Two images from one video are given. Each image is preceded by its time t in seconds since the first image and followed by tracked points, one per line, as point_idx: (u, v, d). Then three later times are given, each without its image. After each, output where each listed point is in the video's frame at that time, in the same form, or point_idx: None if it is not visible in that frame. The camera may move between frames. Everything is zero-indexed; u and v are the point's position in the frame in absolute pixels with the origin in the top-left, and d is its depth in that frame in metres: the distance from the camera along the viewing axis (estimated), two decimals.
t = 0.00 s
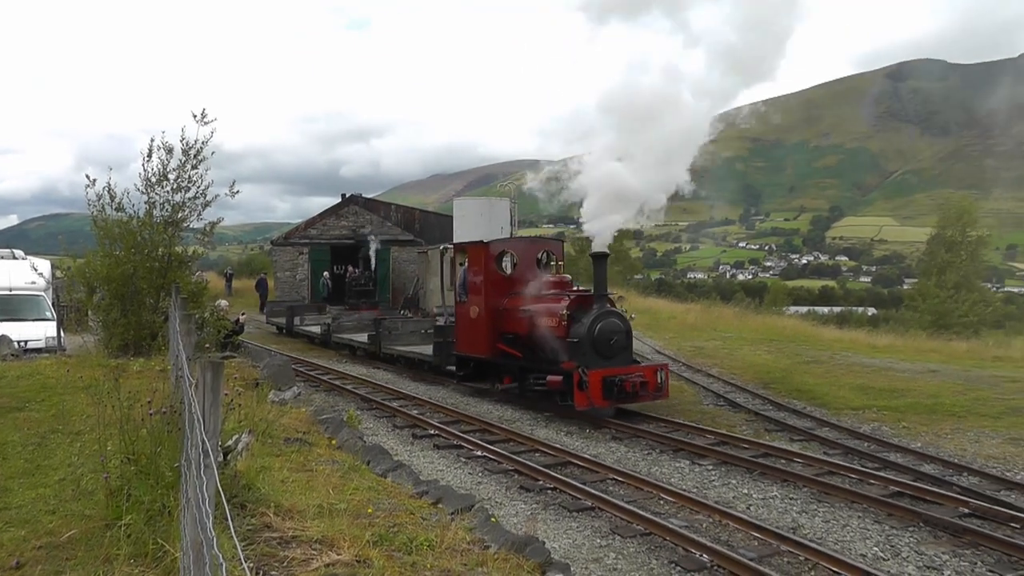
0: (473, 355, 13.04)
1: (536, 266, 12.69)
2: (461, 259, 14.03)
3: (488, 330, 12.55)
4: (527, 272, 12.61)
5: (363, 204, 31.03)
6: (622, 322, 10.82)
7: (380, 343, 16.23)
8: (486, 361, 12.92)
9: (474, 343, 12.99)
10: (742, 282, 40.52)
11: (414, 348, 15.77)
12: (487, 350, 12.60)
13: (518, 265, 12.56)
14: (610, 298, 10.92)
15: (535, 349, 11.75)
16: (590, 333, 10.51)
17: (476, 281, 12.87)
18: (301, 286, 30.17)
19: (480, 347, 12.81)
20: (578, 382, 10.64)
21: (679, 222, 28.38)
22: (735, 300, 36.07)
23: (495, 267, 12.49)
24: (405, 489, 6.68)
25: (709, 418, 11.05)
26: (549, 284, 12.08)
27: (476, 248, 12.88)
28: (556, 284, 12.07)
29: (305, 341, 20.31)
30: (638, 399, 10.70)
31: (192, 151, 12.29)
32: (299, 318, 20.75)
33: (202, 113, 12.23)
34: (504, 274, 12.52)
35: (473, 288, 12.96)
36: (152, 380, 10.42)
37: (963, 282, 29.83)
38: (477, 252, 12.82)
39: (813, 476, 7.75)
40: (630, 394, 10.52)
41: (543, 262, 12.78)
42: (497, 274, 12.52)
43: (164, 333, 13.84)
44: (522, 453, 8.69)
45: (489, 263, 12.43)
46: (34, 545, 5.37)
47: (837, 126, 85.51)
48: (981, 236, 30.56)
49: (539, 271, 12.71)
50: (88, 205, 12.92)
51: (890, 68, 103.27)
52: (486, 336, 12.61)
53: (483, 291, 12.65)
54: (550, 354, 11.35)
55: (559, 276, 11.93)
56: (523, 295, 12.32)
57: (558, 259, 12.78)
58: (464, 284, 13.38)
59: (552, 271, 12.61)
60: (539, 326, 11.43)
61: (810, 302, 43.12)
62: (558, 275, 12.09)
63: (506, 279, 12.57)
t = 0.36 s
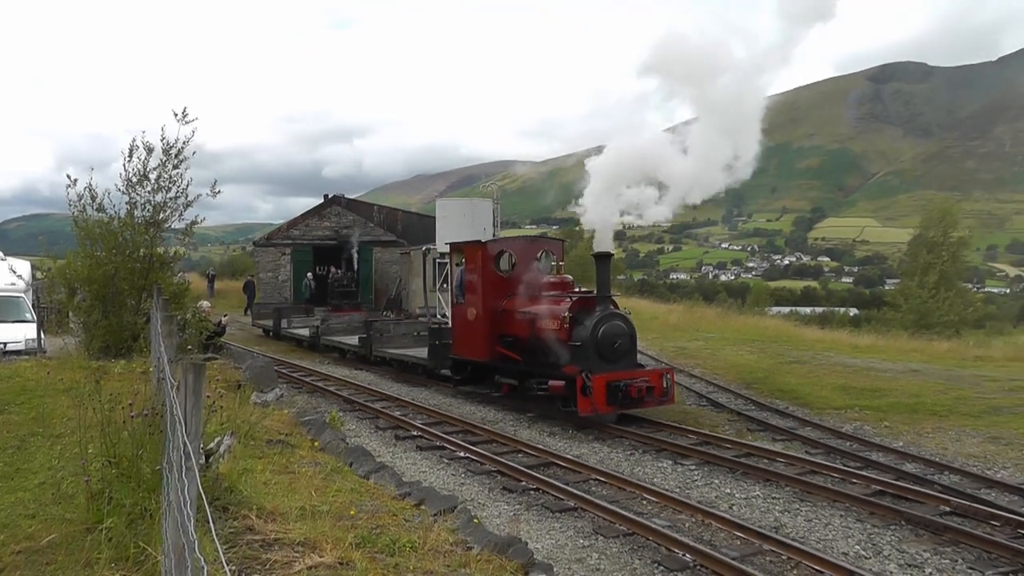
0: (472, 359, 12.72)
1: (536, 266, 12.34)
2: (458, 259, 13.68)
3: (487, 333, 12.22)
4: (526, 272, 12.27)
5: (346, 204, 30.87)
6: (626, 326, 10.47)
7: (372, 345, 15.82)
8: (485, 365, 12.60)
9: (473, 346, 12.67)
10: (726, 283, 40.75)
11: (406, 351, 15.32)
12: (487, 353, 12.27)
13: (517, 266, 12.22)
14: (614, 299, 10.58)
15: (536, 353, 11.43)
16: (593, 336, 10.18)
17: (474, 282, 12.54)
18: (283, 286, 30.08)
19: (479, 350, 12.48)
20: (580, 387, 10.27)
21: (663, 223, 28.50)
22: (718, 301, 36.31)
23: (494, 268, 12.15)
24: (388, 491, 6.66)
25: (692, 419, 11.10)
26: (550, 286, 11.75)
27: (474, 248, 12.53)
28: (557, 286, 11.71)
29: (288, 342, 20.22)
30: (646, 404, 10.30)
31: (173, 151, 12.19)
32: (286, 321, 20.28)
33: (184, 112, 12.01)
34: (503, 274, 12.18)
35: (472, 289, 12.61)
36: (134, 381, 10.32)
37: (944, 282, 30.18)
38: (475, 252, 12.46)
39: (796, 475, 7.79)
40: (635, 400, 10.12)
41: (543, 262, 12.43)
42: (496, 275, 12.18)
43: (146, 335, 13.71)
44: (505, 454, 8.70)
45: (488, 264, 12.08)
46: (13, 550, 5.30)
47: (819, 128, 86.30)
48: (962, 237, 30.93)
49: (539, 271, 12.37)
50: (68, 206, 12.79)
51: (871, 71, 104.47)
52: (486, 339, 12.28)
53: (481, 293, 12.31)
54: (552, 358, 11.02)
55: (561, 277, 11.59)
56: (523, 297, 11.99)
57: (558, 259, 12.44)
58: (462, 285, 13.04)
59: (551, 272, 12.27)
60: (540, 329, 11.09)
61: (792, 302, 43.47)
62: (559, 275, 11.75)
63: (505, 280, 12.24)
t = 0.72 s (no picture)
0: (472, 363, 12.37)
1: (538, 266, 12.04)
2: (456, 260, 13.38)
3: (486, 336, 11.89)
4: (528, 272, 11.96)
5: (329, 205, 30.68)
6: (633, 328, 10.21)
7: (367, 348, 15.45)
8: (483, 369, 12.28)
9: (471, 350, 12.32)
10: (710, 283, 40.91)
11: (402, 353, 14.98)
12: (486, 356, 11.93)
13: (518, 266, 11.91)
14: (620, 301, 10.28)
15: (537, 357, 11.11)
16: (599, 339, 9.90)
17: (474, 283, 12.19)
18: (267, 287, 30.16)
19: (478, 353, 12.15)
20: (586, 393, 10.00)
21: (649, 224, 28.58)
22: (703, 302, 36.48)
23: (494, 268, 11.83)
24: (372, 492, 6.64)
25: (677, 419, 11.13)
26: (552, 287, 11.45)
27: (473, 248, 12.19)
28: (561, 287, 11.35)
29: (271, 343, 20.12)
30: (655, 409, 10.07)
31: (158, 152, 12.11)
32: (276, 322, 19.98)
33: (170, 112, 11.90)
34: (503, 275, 11.87)
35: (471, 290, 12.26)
36: (117, 383, 10.25)
37: (927, 283, 30.43)
38: (474, 251, 12.13)
39: (779, 475, 7.83)
40: (643, 406, 9.88)
41: (544, 262, 12.13)
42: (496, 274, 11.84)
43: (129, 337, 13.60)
44: (489, 455, 8.69)
45: (488, 263, 11.76)
46: None
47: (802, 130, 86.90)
48: (945, 238, 31.21)
49: (540, 271, 12.07)
50: (51, 206, 12.68)
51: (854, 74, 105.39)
52: (485, 342, 11.95)
53: (481, 294, 11.97)
54: (555, 361, 10.71)
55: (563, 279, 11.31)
56: (524, 298, 11.68)
57: (559, 260, 12.18)
58: (461, 286, 12.68)
59: (552, 273, 11.99)
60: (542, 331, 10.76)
61: (776, 303, 43.71)
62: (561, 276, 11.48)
63: (505, 280, 11.91)
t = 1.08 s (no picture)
0: (471, 368, 11.94)
1: (541, 267, 11.66)
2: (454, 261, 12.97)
3: (487, 339, 11.46)
4: (531, 273, 11.57)
5: (316, 207, 30.56)
6: (643, 332, 9.88)
7: (363, 351, 15.14)
8: (483, 373, 11.86)
9: (472, 354, 11.88)
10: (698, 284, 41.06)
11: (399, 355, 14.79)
12: (487, 361, 11.51)
13: (520, 267, 11.52)
14: (629, 303, 9.93)
15: (542, 361, 10.73)
16: (610, 343, 9.54)
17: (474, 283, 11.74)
18: (254, 288, 30.14)
19: (478, 358, 11.72)
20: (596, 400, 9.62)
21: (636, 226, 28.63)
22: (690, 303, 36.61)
23: (496, 269, 11.39)
24: (359, 494, 6.62)
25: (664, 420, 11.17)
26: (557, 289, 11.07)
27: (473, 248, 11.74)
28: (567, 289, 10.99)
29: (257, 345, 20.05)
30: (667, 417, 9.72)
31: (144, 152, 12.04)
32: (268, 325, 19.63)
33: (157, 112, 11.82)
34: (505, 276, 11.45)
35: (472, 292, 11.82)
36: (101, 385, 10.18)
37: (912, 284, 30.63)
38: (475, 252, 11.68)
39: (765, 476, 7.87)
40: (655, 412, 9.54)
41: (547, 263, 11.75)
42: (499, 276, 11.41)
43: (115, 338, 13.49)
44: (475, 456, 8.69)
45: (490, 264, 11.32)
46: None
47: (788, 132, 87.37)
48: (930, 239, 31.42)
49: (543, 272, 11.69)
50: (35, 207, 12.59)
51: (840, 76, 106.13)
52: (486, 347, 11.52)
53: (482, 296, 11.54)
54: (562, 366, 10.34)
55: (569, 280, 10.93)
56: (527, 300, 11.28)
57: (562, 261, 11.83)
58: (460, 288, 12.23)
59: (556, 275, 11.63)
60: (548, 335, 10.37)
61: (762, 304, 43.89)
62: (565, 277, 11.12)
63: (507, 282, 11.49)
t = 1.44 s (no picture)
0: (477, 372, 11.65)
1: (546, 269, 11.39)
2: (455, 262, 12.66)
3: (493, 343, 11.17)
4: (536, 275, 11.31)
5: (301, 208, 30.57)
6: (655, 335, 9.58)
7: (359, 355, 14.68)
8: (488, 378, 11.57)
9: (477, 358, 11.60)
10: (684, 286, 41.15)
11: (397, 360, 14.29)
12: (492, 365, 11.22)
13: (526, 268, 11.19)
14: (640, 306, 9.61)
15: (549, 366, 10.44)
16: (621, 348, 9.25)
17: (479, 285, 11.44)
18: (239, 290, 29.98)
19: (484, 362, 11.43)
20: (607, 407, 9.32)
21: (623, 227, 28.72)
22: (676, 305, 36.72)
23: (500, 271, 11.12)
24: (344, 497, 6.59)
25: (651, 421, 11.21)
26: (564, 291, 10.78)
27: (477, 250, 11.47)
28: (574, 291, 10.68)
29: (243, 348, 19.98)
30: (681, 424, 9.42)
31: (130, 153, 11.96)
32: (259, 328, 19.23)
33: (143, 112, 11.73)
34: (510, 278, 11.19)
35: (476, 294, 11.53)
36: (85, 388, 10.11)
37: (898, 286, 30.83)
38: (479, 253, 11.41)
39: (750, 476, 7.90)
40: (668, 420, 9.23)
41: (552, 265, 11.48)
42: (503, 278, 11.14)
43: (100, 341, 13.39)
44: (461, 458, 8.69)
45: (494, 265, 11.05)
46: None
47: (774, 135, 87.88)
48: (915, 241, 31.62)
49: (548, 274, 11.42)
50: (19, 208, 12.49)
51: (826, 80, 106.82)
52: (492, 351, 11.22)
53: (486, 299, 11.26)
54: (571, 371, 10.06)
55: (577, 282, 10.63)
56: (533, 302, 11.00)
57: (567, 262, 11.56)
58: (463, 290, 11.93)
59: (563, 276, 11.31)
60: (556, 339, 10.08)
61: (748, 306, 44.08)
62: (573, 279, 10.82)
63: (512, 284, 11.22)
